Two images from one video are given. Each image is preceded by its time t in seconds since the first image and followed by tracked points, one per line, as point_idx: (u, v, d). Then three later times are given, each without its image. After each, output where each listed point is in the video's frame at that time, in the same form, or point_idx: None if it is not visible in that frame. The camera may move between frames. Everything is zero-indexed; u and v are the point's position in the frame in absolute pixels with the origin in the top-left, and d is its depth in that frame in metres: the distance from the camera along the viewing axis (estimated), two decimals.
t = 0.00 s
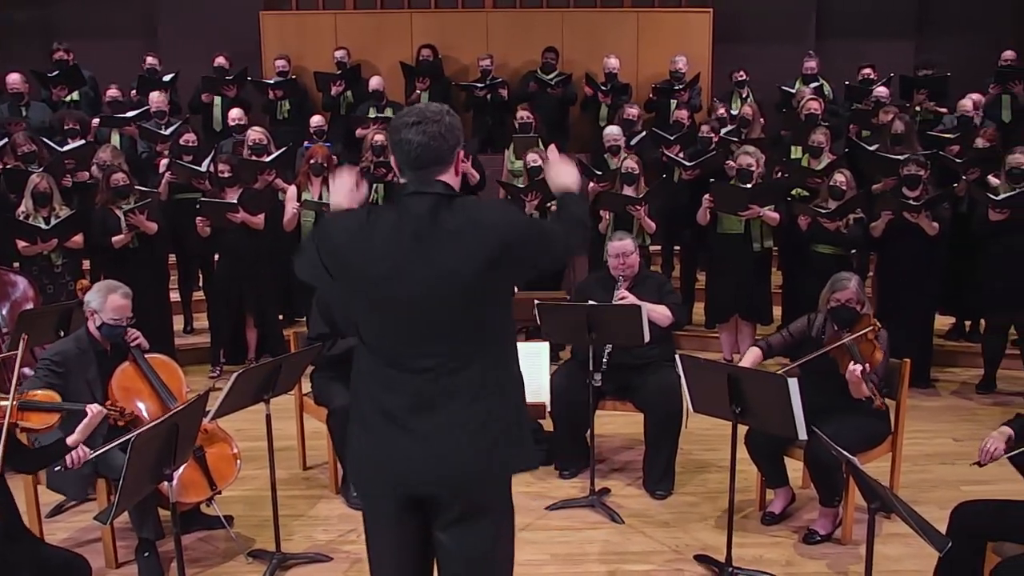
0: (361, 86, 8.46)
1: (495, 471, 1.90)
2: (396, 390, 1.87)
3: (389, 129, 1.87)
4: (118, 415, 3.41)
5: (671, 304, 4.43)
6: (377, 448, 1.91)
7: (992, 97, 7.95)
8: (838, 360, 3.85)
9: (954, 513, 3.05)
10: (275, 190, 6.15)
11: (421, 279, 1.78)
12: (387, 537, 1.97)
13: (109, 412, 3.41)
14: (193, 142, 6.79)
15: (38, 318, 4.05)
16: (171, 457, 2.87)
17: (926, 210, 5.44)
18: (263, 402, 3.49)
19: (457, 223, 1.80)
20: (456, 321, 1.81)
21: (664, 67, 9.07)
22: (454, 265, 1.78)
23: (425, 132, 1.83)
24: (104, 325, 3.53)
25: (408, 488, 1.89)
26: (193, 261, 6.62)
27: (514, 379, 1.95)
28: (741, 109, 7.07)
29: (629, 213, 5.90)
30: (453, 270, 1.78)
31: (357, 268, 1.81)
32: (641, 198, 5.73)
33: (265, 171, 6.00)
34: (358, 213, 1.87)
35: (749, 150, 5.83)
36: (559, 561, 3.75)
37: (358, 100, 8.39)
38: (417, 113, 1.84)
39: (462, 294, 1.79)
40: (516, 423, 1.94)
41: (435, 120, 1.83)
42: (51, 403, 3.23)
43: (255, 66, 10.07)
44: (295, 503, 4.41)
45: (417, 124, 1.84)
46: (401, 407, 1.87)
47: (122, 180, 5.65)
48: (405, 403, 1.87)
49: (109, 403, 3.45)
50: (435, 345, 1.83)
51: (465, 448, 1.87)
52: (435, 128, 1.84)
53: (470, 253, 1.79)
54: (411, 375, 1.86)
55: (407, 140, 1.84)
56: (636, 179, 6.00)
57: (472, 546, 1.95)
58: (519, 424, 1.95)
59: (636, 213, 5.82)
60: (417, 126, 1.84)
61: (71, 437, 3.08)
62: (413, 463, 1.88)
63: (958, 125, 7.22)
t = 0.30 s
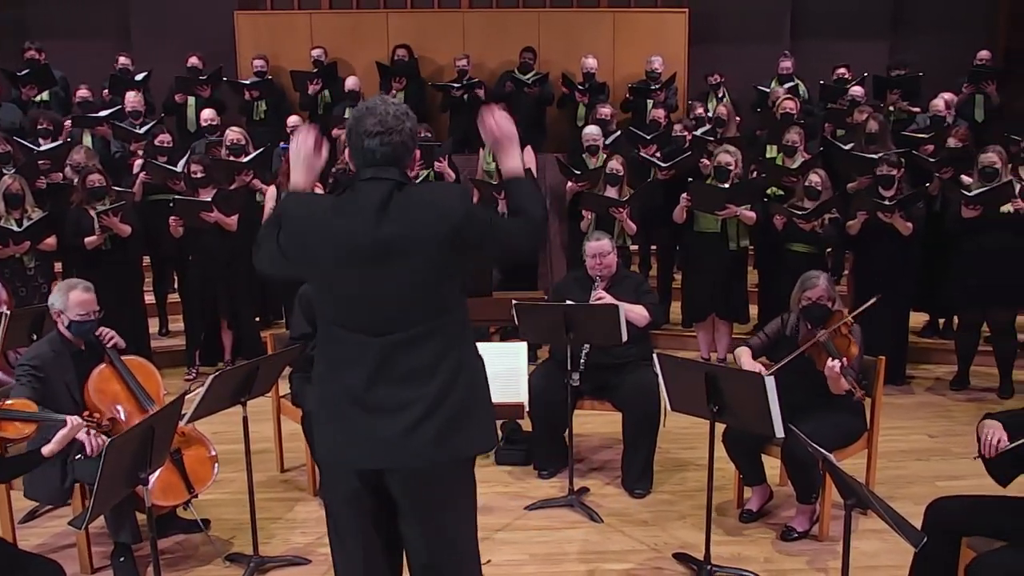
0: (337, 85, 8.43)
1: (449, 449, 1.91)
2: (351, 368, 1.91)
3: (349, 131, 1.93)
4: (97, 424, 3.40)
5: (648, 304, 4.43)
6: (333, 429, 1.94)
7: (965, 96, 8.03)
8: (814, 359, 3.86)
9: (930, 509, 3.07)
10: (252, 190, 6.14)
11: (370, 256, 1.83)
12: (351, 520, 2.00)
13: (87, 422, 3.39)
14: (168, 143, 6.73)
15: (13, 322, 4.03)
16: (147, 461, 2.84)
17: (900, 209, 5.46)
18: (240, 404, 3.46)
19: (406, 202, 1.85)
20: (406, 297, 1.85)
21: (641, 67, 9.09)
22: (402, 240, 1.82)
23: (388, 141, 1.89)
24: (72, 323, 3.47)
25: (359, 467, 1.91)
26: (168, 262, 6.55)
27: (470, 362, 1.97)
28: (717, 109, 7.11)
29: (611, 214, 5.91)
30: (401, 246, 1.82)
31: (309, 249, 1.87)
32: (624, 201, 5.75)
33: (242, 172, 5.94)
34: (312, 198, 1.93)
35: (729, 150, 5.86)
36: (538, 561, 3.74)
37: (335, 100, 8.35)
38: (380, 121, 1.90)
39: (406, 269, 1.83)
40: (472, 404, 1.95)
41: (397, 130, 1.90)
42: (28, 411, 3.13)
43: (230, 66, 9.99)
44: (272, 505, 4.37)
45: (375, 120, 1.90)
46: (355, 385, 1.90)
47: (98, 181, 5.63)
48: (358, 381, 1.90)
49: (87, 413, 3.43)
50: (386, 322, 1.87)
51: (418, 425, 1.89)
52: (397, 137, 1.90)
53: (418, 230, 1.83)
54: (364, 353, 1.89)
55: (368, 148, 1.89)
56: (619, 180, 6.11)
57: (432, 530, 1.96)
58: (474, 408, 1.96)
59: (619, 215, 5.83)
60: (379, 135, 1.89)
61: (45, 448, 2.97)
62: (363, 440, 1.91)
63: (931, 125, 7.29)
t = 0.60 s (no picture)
0: (314, 85, 8.38)
1: (420, 455, 2.12)
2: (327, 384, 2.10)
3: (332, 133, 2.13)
4: (67, 434, 3.22)
5: (626, 303, 4.45)
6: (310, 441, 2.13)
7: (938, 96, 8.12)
8: (789, 358, 3.89)
9: (906, 506, 3.10)
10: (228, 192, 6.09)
11: (348, 283, 2.03)
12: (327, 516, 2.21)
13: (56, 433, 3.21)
14: (142, 144, 6.67)
15: None
16: (122, 465, 2.80)
17: (875, 209, 5.49)
18: (216, 407, 3.42)
19: (383, 230, 2.04)
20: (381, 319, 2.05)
21: (617, 67, 9.11)
22: (377, 267, 2.03)
23: (359, 134, 2.09)
24: (48, 325, 3.43)
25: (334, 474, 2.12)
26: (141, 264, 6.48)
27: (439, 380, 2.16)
28: (693, 109, 7.15)
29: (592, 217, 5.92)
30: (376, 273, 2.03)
31: (292, 273, 2.06)
32: (603, 202, 5.75)
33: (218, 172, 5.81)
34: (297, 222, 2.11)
35: (708, 150, 5.90)
36: (517, 561, 3.74)
37: (312, 100, 8.31)
38: (355, 117, 2.10)
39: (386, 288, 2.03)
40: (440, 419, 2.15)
41: (370, 125, 2.09)
42: None
43: (203, 67, 9.89)
44: (249, 508, 4.34)
45: (356, 128, 2.09)
46: (333, 398, 2.10)
47: (73, 182, 5.56)
48: (336, 397, 2.09)
49: (57, 422, 3.25)
50: (362, 342, 2.06)
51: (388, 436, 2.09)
52: (369, 131, 2.09)
53: (393, 257, 2.03)
54: (342, 369, 2.08)
55: (345, 141, 2.09)
56: (602, 182, 6.06)
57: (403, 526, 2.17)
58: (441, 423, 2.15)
59: (600, 217, 5.83)
60: (355, 130, 2.09)
61: (13, 453, 3.12)
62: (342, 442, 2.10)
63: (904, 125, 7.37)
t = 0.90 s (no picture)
0: (290, 86, 8.34)
1: (401, 444, 2.05)
2: (310, 365, 2.03)
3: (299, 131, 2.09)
4: (40, 432, 3.23)
5: (604, 303, 4.46)
6: (295, 425, 2.06)
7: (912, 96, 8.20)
8: (767, 362, 3.90)
9: (882, 501, 3.13)
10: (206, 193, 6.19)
11: (324, 260, 1.96)
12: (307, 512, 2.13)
13: (27, 432, 3.22)
14: (115, 145, 6.61)
15: None
16: (97, 469, 2.77)
17: (852, 205, 5.61)
18: (192, 411, 3.39)
19: (355, 204, 1.97)
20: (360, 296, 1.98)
21: (594, 66, 9.13)
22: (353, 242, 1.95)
23: (324, 124, 2.03)
24: (21, 330, 3.41)
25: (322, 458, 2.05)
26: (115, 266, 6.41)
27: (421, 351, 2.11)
28: (669, 108, 7.17)
29: (570, 214, 5.93)
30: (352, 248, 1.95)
31: (267, 254, 1.99)
32: (580, 200, 5.76)
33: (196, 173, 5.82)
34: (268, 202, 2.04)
35: (684, 150, 5.94)
36: (496, 561, 3.74)
37: (287, 100, 8.27)
38: (319, 109, 2.06)
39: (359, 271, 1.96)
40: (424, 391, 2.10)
41: (333, 115, 2.04)
42: None
43: (178, 67, 9.81)
44: (227, 511, 4.31)
45: (320, 118, 2.04)
46: (317, 380, 2.03)
47: (46, 183, 5.48)
48: (320, 378, 2.03)
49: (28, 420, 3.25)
50: (343, 320, 1.99)
51: (374, 414, 2.03)
52: (334, 120, 2.04)
53: (368, 231, 1.96)
54: (324, 350, 2.02)
55: (311, 134, 2.04)
56: (579, 179, 6.07)
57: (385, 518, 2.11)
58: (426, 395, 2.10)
59: (577, 215, 5.84)
60: (318, 121, 2.04)
61: None
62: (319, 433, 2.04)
63: (879, 124, 7.44)
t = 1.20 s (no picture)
0: (265, 86, 8.28)
1: (391, 463, 2.04)
2: (296, 388, 2.00)
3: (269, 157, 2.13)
4: (9, 430, 3.23)
5: (581, 303, 4.47)
6: (280, 452, 2.02)
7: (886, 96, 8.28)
8: (743, 364, 3.93)
9: (858, 498, 3.15)
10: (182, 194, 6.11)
11: (311, 278, 1.96)
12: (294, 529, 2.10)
13: None
14: (88, 145, 6.50)
15: None
16: (71, 474, 2.74)
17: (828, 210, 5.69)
18: (168, 414, 3.35)
19: (340, 224, 2.01)
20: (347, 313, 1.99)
21: (571, 66, 9.14)
22: (340, 259, 1.98)
23: (292, 148, 2.07)
24: None
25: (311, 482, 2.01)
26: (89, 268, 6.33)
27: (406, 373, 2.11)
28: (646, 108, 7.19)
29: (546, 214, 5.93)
30: (340, 265, 1.97)
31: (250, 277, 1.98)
32: (556, 200, 5.77)
33: (172, 175, 5.83)
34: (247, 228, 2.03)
35: (660, 151, 5.95)
36: (476, 562, 3.73)
37: (263, 100, 8.21)
38: (288, 135, 2.09)
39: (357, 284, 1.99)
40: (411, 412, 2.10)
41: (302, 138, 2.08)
42: None
43: (151, 67, 9.72)
44: (203, 515, 4.27)
45: (288, 142, 2.09)
46: (303, 403, 2.00)
47: (19, 185, 5.44)
48: (307, 400, 2.00)
49: None
50: (329, 340, 1.99)
51: (364, 432, 2.01)
52: (303, 144, 2.08)
53: (354, 248, 1.99)
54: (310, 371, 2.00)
55: (280, 159, 2.07)
56: (554, 179, 6.03)
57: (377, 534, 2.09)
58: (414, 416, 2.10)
59: (552, 214, 5.85)
60: (288, 146, 2.08)
61: None
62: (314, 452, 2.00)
63: (854, 124, 7.50)
